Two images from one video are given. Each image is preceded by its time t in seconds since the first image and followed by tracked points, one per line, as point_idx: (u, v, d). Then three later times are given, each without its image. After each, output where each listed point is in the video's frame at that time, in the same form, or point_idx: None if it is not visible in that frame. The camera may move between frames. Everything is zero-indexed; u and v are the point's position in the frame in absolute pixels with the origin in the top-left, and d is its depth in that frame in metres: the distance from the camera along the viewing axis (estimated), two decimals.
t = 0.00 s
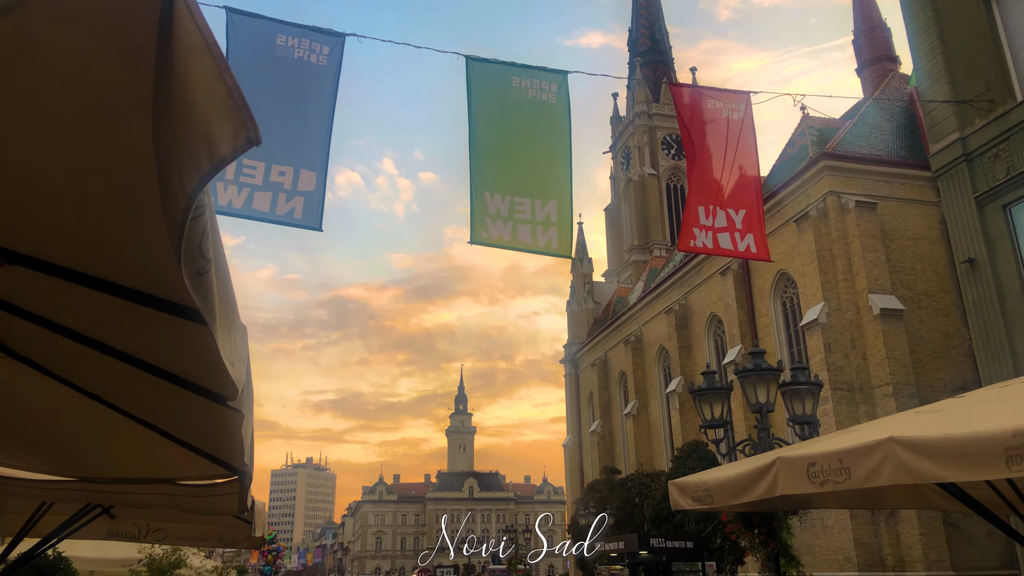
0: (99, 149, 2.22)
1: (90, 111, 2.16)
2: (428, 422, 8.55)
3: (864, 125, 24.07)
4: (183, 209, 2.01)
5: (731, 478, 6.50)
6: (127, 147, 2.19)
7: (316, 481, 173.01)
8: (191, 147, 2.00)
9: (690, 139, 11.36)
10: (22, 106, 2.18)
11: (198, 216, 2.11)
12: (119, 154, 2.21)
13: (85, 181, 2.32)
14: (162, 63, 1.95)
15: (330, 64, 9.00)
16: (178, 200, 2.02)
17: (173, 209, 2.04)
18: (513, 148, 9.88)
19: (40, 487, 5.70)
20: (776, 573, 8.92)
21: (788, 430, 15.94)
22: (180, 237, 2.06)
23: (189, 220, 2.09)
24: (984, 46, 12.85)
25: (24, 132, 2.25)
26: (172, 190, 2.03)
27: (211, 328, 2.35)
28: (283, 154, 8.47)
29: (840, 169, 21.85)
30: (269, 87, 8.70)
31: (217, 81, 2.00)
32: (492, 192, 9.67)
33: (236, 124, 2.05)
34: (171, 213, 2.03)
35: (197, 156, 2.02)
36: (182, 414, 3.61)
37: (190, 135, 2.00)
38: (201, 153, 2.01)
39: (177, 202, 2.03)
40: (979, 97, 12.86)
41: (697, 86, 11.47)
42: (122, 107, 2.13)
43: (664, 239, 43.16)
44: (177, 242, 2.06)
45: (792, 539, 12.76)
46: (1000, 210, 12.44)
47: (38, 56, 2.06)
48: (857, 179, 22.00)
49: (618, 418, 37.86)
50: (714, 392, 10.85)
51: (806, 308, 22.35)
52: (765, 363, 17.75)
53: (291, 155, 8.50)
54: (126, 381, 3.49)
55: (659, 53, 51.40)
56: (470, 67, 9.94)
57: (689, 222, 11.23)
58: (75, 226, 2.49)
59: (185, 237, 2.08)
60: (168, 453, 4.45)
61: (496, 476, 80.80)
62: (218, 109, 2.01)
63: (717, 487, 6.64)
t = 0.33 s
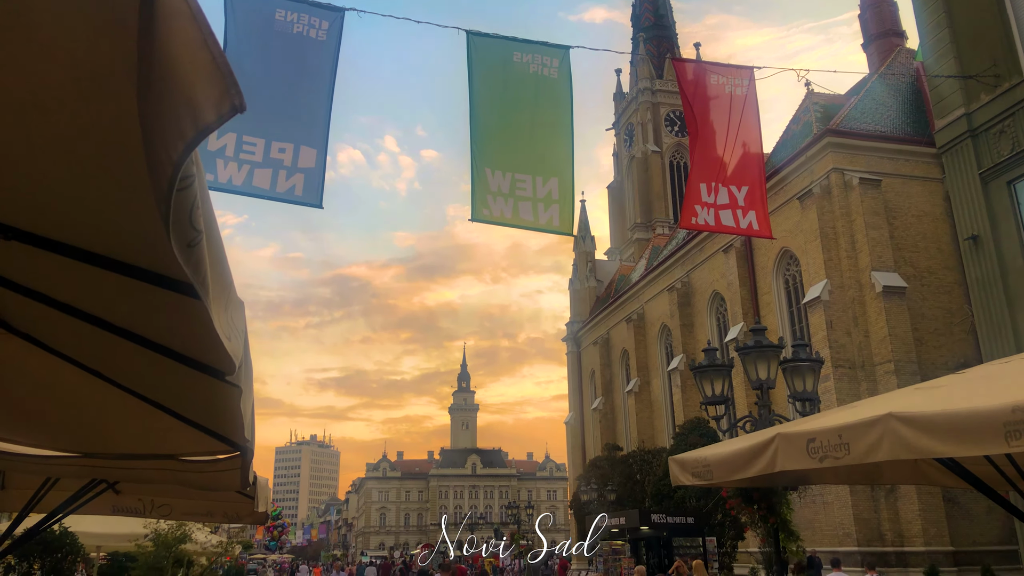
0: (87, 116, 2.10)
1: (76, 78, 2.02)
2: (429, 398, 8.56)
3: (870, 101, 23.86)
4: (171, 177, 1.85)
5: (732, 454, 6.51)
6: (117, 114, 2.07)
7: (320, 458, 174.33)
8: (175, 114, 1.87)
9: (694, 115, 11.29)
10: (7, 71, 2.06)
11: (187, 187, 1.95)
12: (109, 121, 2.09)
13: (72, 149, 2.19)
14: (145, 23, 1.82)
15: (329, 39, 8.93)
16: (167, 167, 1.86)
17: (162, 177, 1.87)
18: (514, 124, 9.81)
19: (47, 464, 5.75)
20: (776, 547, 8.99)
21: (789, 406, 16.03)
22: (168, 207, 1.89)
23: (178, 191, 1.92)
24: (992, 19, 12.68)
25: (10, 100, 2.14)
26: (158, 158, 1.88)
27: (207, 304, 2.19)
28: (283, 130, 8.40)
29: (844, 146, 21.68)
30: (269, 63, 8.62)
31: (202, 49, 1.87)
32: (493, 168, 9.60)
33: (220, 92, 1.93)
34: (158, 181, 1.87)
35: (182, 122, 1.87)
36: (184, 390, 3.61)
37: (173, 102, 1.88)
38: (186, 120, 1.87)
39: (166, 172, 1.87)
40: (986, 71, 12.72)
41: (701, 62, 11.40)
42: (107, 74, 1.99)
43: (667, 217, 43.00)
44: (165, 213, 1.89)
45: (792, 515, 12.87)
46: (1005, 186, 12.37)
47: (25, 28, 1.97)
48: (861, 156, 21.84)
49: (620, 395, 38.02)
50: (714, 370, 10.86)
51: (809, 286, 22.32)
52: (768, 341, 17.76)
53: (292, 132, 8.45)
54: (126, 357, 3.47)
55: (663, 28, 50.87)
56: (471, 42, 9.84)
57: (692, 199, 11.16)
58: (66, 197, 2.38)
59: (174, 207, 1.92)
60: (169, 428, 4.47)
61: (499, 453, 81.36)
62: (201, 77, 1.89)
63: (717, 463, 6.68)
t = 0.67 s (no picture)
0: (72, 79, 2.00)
1: (59, 38, 1.92)
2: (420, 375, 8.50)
3: (874, 75, 23.60)
4: (156, 136, 1.72)
5: (730, 427, 6.54)
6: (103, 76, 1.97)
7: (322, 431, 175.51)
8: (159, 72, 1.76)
9: (696, 89, 11.20)
10: None
11: (173, 146, 1.82)
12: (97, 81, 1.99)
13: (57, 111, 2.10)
14: None
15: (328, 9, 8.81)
16: (150, 127, 1.72)
17: (146, 137, 1.73)
18: (515, 98, 9.72)
19: (49, 434, 5.79)
20: (773, 519, 9.08)
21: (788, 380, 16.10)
22: (154, 168, 1.77)
23: (164, 152, 1.80)
24: None
25: None
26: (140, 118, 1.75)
27: (197, 270, 2.08)
28: (281, 101, 8.32)
29: (847, 120, 21.52)
30: (267, 34, 8.53)
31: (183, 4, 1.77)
32: (493, 141, 9.52)
33: (204, 49, 1.83)
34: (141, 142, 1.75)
35: (165, 79, 1.74)
36: (183, 360, 3.61)
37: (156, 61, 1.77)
38: (170, 80, 1.76)
39: (150, 132, 1.73)
40: (992, 43, 12.59)
41: (704, 33, 11.27)
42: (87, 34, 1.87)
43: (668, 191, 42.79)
44: (152, 174, 1.77)
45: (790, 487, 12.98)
46: (1008, 160, 12.31)
47: None
48: (865, 130, 21.66)
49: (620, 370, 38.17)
50: (713, 343, 10.86)
51: (810, 261, 22.29)
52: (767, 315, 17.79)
53: (290, 103, 8.36)
54: (125, 327, 3.45)
55: None
56: (472, 13, 9.72)
57: (693, 173, 11.06)
58: (53, 160, 2.29)
59: (160, 168, 1.79)
60: (169, 399, 4.49)
61: (500, 427, 81.86)
62: (185, 34, 1.79)
63: (716, 436, 6.72)
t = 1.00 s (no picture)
0: (47, 57, 1.89)
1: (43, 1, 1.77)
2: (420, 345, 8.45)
3: (879, 46, 23.32)
4: (146, 98, 1.64)
5: (729, 400, 6.55)
6: (82, 54, 1.85)
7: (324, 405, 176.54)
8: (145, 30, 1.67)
9: (698, 60, 11.13)
10: None
11: (163, 109, 1.74)
12: (83, 48, 1.84)
13: (32, 85, 1.99)
14: None
15: None
16: (138, 88, 1.64)
17: (135, 98, 1.65)
18: (516, 69, 9.61)
19: (48, 406, 5.80)
20: (772, 491, 9.12)
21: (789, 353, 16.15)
22: (145, 131, 1.69)
23: (154, 115, 1.72)
24: None
25: None
26: (129, 78, 1.65)
27: (193, 238, 2.01)
28: (281, 72, 8.23)
29: (851, 92, 21.31)
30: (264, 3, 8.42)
31: None
32: (493, 111, 9.39)
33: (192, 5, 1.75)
34: (131, 103, 1.66)
35: (152, 38, 1.65)
36: (181, 332, 3.57)
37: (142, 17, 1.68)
38: (157, 36, 1.68)
39: (139, 94, 1.66)
40: (999, 13, 12.45)
41: (707, 4, 11.20)
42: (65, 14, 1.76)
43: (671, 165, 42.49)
44: (142, 138, 1.69)
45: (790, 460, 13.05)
46: (1013, 133, 12.21)
47: None
48: (868, 103, 21.45)
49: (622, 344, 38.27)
50: (713, 316, 10.84)
51: (812, 235, 22.21)
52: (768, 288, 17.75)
53: (289, 73, 8.28)
54: (121, 301, 3.39)
55: None
56: None
57: (694, 145, 10.94)
58: (37, 132, 2.17)
59: (150, 131, 1.71)
60: (169, 370, 4.47)
61: (502, 401, 82.29)
62: None
63: (716, 408, 6.73)
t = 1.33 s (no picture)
0: (30, 33, 1.84)
1: None
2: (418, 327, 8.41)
3: (884, 24, 23.09)
4: (132, 72, 1.59)
5: (730, 380, 6.56)
6: (66, 33, 1.79)
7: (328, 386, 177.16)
8: None
9: (700, 39, 11.08)
10: None
11: (150, 83, 1.69)
12: (66, 27, 1.77)
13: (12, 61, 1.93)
14: None
15: None
16: (124, 61, 1.59)
17: (122, 73, 1.60)
18: (515, 47, 9.54)
19: (51, 387, 5.82)
20: (774, 470, 9.14)
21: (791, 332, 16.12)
22: (132, 106, 1.64)
23: (141, 90, 1.67)
24: None
25: None
26: (114, 52, 1.59)
27: (185, 215, 1.97)
28: (280, 51, 8.16)
29: (856, 71, 21.12)
30: None
31: None
32: (493, 92, 9.31)
33: None
34: (116, 78, 1.61)
35: (136, 8, 1.58)
36: (180, 312, 3.55)
37: None
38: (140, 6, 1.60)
39: (125, 69, 1.61)
40: None
41: None
42: None
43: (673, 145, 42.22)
44: (129, 114, 1.65)
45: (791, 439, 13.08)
46: (1018, 111, 12.14)
47: None
48: (872, 81, 21.27)
49: (624, 325, 38.30)
50: (714, 297, 10.81)
51: (815, 215, 22.11)
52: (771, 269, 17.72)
53: (288, 53, 8.20)
54: (119, 282, 3.36)
55: None
56: None
57: (696, 124, 10.81)
58: (24, 112, 2.11)
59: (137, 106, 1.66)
60: (169, 351, 4.47)
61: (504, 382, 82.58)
62: None
63: (718, 388, 6.72)
